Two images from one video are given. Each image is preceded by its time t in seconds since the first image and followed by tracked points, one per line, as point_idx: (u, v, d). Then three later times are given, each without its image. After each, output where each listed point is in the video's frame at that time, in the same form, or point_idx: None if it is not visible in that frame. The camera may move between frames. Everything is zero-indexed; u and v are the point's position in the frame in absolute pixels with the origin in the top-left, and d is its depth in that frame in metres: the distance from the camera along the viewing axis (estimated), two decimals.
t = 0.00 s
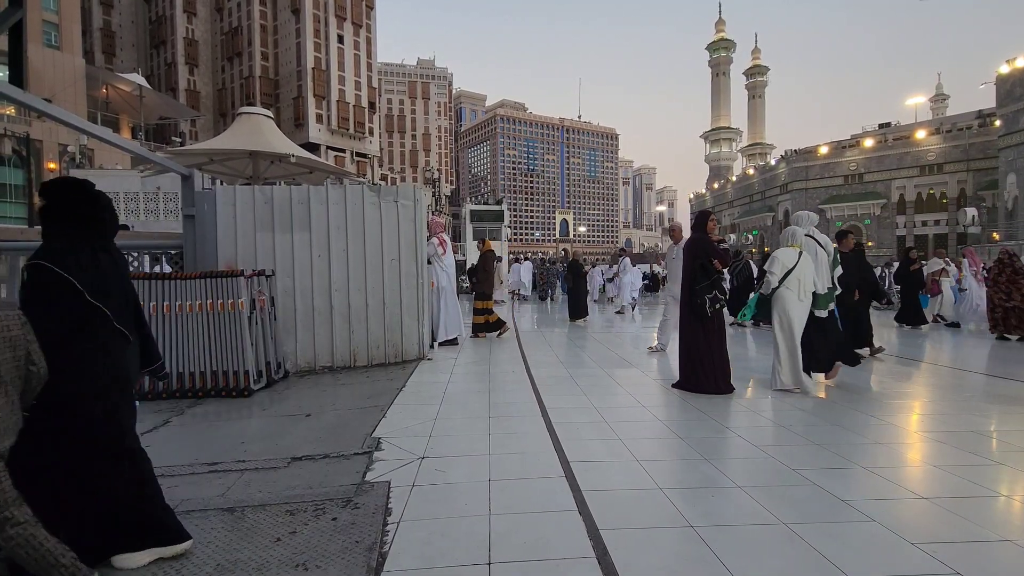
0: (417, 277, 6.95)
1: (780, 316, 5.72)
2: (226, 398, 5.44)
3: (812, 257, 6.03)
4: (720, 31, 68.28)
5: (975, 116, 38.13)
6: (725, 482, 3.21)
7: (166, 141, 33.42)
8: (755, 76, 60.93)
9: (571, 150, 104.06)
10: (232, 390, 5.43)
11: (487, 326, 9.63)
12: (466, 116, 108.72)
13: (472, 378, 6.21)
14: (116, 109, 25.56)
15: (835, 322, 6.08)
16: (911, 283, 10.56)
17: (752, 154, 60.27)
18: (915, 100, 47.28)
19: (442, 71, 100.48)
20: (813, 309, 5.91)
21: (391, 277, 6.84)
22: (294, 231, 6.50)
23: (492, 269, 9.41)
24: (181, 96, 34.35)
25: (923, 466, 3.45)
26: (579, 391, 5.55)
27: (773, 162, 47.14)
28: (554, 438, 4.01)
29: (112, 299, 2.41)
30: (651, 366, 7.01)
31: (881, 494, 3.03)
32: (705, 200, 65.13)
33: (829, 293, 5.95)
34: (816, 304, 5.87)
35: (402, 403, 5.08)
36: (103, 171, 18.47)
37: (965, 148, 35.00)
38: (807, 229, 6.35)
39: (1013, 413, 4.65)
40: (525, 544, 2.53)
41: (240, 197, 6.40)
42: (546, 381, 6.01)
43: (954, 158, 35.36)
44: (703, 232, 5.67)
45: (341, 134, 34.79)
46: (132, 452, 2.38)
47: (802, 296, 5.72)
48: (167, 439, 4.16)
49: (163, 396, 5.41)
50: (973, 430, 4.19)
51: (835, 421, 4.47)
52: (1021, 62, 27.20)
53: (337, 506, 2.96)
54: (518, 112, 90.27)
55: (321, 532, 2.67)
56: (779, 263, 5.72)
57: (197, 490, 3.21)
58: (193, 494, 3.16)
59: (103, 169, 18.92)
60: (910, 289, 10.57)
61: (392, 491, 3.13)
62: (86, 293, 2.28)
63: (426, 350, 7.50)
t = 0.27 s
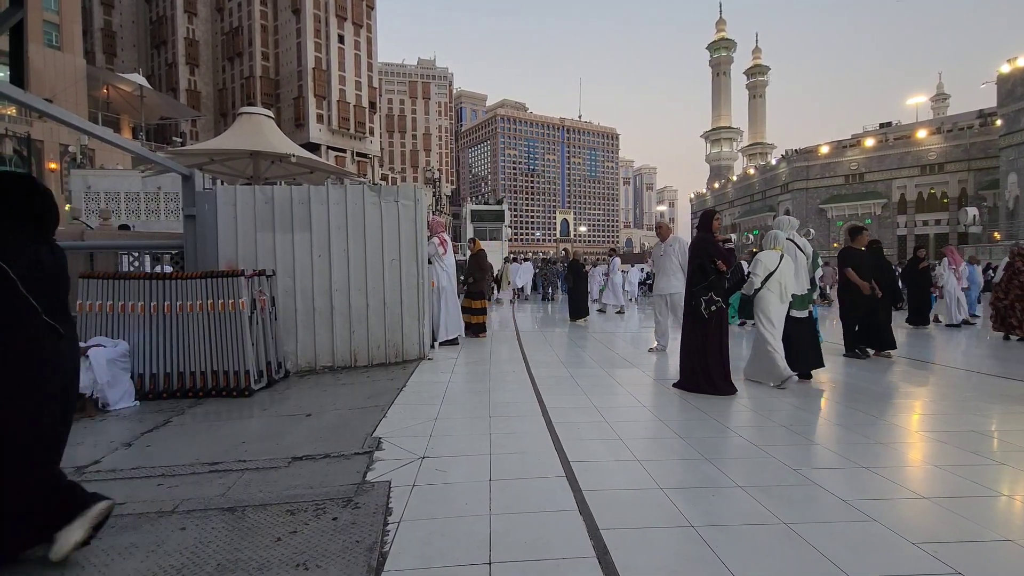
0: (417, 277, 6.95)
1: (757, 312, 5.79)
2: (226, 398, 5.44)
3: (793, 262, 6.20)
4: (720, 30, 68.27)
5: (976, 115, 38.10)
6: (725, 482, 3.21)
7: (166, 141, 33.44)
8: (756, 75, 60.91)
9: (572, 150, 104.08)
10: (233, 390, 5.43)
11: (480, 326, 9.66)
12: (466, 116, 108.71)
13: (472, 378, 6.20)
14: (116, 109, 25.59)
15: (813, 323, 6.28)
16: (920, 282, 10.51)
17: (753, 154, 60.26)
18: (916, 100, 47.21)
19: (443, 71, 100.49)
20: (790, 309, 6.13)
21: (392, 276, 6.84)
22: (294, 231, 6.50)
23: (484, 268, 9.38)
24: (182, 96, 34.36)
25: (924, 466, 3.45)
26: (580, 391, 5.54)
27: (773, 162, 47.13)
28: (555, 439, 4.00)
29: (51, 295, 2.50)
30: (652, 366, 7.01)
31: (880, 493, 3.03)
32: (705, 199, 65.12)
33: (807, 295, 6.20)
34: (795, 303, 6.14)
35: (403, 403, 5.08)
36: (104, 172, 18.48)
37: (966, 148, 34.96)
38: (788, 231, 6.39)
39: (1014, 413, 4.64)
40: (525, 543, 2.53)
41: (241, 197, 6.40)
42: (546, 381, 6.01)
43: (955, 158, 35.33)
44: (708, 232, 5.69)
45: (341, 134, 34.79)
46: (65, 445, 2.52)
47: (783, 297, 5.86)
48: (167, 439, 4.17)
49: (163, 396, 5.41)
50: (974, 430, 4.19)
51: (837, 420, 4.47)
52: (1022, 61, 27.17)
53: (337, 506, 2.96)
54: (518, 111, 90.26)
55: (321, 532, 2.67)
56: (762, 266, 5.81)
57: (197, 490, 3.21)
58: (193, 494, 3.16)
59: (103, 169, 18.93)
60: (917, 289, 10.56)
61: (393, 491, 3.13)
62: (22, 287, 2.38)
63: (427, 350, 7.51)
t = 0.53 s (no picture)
0: (418, 276, 6.95)
1: (742, 307, 6.13)
2: (228, 397, 5.44)
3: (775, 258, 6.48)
4: (721, 30, 68.24)
5: (977, 115, 38.04)
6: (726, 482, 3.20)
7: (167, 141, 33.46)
8: (757, 75, 60.86)
9: (572, 149, 104.06)
10: (234, 389, 5.43)
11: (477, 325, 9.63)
12: (466, 115, 108.73)
13: (473, 378, 6.20)
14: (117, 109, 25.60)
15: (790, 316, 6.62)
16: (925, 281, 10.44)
17: (754, 154, 60.21)
18: (917, 99, 47.15)
19: (443, 71, 100.49)
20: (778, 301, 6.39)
21: (393, 276, 6.84)
22: (295, 231, 6.51)
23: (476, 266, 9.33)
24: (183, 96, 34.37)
25: (925, 466, 3.44)
26: (581, 391, 5.53)
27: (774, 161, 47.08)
28: (556, 439, 4.00)
29: None
30: (653, 366, 6.99)
31: (881, 494, 3.02)
32: (706, 199, 65.09)
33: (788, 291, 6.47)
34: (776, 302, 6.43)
35: (403, 403, 5.07)
36: (105, 172, 18.49)
37: (967, 147, 34.90)
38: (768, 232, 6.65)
39: (1016, 413, 4.63)
40: (525, 543, 2.53)
41: (241, 197, 6.40)
42: (548, 381, 6.00)
43: (957, 157, 35.27)
44: (713, 232, 5.68)
45: (342, 134, 34.78)
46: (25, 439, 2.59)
47: (768, 294, 6.10)
48: (168, 439, 4.17)
49: (165, 396, 5.42)
50: (975, 430, 4.18)
51: (838, 420, 4.46)
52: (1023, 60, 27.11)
53: (339, 505, 2.96)
54: (519, 111, 90.21)
55: (321, 531, 2.67)
56: (749, 263, 6.04)
57: (198, 490, 3.21)
58: (194, 493, 3.16)
59: (104, 169, 18.94)
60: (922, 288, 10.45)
61: (394, 491, 3.13)
62: None
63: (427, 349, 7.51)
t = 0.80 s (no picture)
0: (418, 276, 6.95)
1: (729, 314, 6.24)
2: (228, 397, 5.44)
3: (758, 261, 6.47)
4: (721, 29, 68.21)
5: (978, 114, 37.99)
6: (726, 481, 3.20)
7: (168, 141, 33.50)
8: (757, 74, 60.81)
9: (573, 149, 104.05)
10: (235, 389, 5.43)
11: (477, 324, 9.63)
12: (467, 115, 108.76)
13: (473, 377, 6.20)
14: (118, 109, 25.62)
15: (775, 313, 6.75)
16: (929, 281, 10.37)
17: (754, 153, 60.15)
18: (917, 99, 47.12)
19: (444, 70, 100.51)
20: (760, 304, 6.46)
21: (393, 276, 6.84)
22: (296, 231, 6.51)
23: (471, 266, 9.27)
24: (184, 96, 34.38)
25: (925, 466, 3.44)
26: (581, 390, 5.53)
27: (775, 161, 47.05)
28: (557, 438, 3.99)
29: None
30: (653, 365, 6.99)
31: (883, 494, 3.02)
32: (706, 199, 65.06)
33: (773, 290, 6.56)
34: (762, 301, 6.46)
35: (404, 403, 5.07)
36: (106, 172, 18.53)
37: (969, 147, 34.86)
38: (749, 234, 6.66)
39: (1017, 412, 4.62)
40: (527, 542, 2.53)
41: (242, 196, 6.41)
42: (548, 381, 5.99)
43: (958, 157, 35.22)
44: (721, 231, 5.69)
45: (343, 134, 34.79)
46: None
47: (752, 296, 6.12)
48: (169, 438, 4.18)
49: (166, 395, 5.42)
50: (976, 430, 4.18)
51: (839, 419, 4.46)
52: None
53: (339, 505, 2.96)
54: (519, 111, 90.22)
55: (323, 531, 2.67)
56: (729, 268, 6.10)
57: (199, 489, 3.22)
58: (195, 493, 3.17)
59: (104, 169, 18.96)
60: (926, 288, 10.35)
61: (395, 491, 3.14)
62: None
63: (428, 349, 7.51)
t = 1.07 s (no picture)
0: (418, 276, 6.95)
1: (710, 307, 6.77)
2: (228, 397, 5.44)
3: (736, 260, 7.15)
4: (722, 29, 68.22)
5: (978, 114, 37.97)
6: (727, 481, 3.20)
7: (169, 141, 33.55)
8: (757, 74, 60.82)
9: (573, 149, 104.04)
10: (235, 389, 5.43)
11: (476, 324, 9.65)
12: (467, 116, 108.80)
13: (474, 377, 6.21)
14: (118, 110, 25.64)
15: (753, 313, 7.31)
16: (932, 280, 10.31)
17: (755, 153, 60.14)
18: (918, 99, 47.00)
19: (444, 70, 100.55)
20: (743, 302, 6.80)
21: (393, 276, 6.84)
22: (296, 231, 6.51)
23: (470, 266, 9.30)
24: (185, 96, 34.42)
25: (925, 466, 3.43)
26: (581, 390, 5.54)
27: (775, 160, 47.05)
28: (557, 438, 4.00)
29: None
30: (652, 366, 6.98)
31: (883, 493, 3.02)
32: (706, 199, 65.07)
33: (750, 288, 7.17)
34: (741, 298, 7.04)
35: (404, 403, 5.07)
36: (106, 172, 18.56)
37: (969, 147, 34.87)
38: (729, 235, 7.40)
39: (1017, 412, 4.62)
40: (527, 545, 2.52)
41: (243, 197, 6.41)
42: (548, 381, 5.99)
43: (958, 156, 35.23)
44: (731, 231, 5.67)
45: (343, 134, 34.80)
46: None
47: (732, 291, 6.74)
48: (170, 439, 4.18)
49: (165, 395, 5.42)
50: (977, 429, 4.17)
51: (840, 420, 4.45)
52: None
53: (339, 505, 2.96)
54: (519, 111, 90.23)
55: (323, 531, 2.67)
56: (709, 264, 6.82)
57: (200, 489, 3.22)
58: (196, 493, 3.17)
59: (105, 170, 19.00)
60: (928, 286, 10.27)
61: (396, 491, 3.14)
62: None
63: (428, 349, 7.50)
